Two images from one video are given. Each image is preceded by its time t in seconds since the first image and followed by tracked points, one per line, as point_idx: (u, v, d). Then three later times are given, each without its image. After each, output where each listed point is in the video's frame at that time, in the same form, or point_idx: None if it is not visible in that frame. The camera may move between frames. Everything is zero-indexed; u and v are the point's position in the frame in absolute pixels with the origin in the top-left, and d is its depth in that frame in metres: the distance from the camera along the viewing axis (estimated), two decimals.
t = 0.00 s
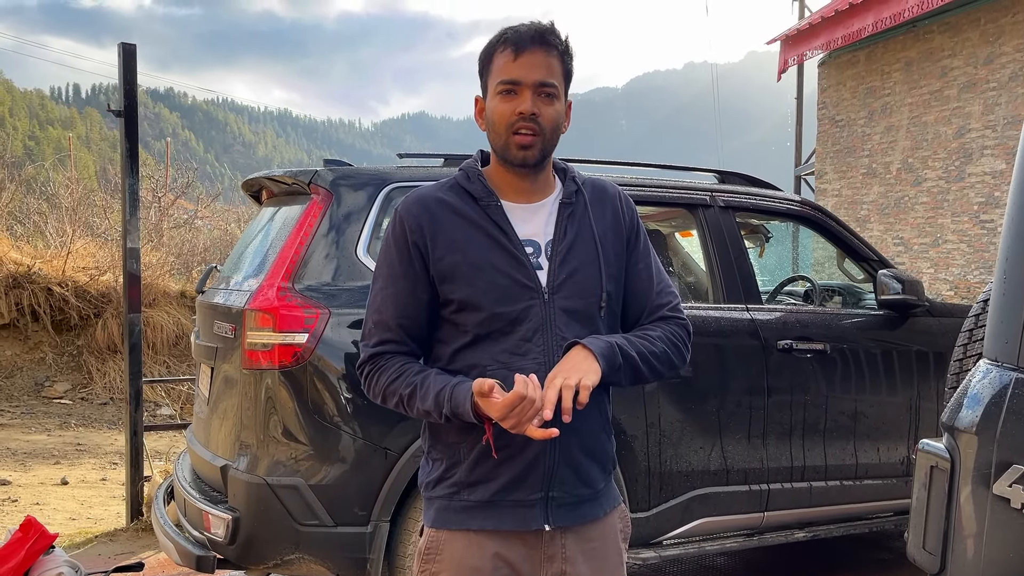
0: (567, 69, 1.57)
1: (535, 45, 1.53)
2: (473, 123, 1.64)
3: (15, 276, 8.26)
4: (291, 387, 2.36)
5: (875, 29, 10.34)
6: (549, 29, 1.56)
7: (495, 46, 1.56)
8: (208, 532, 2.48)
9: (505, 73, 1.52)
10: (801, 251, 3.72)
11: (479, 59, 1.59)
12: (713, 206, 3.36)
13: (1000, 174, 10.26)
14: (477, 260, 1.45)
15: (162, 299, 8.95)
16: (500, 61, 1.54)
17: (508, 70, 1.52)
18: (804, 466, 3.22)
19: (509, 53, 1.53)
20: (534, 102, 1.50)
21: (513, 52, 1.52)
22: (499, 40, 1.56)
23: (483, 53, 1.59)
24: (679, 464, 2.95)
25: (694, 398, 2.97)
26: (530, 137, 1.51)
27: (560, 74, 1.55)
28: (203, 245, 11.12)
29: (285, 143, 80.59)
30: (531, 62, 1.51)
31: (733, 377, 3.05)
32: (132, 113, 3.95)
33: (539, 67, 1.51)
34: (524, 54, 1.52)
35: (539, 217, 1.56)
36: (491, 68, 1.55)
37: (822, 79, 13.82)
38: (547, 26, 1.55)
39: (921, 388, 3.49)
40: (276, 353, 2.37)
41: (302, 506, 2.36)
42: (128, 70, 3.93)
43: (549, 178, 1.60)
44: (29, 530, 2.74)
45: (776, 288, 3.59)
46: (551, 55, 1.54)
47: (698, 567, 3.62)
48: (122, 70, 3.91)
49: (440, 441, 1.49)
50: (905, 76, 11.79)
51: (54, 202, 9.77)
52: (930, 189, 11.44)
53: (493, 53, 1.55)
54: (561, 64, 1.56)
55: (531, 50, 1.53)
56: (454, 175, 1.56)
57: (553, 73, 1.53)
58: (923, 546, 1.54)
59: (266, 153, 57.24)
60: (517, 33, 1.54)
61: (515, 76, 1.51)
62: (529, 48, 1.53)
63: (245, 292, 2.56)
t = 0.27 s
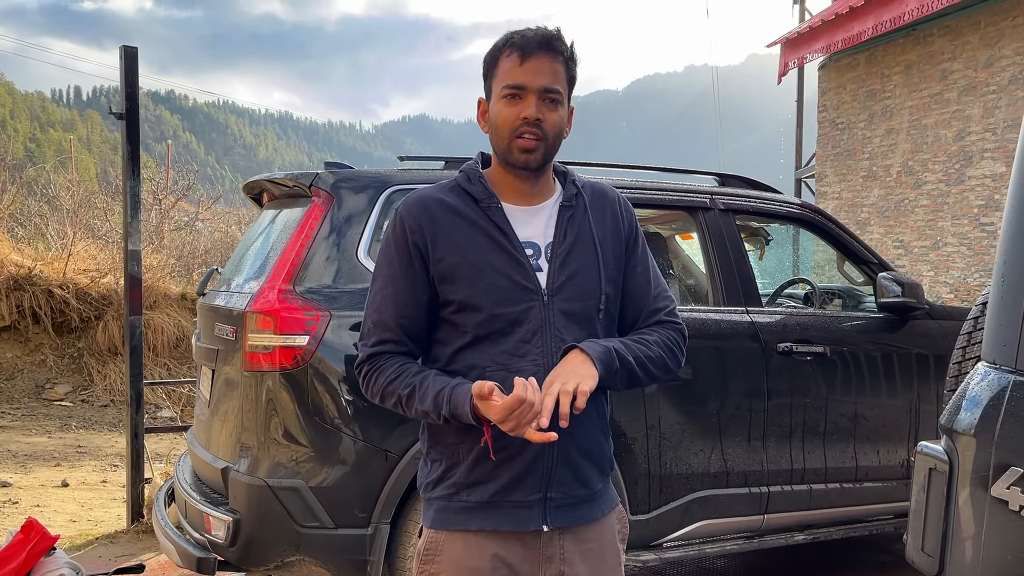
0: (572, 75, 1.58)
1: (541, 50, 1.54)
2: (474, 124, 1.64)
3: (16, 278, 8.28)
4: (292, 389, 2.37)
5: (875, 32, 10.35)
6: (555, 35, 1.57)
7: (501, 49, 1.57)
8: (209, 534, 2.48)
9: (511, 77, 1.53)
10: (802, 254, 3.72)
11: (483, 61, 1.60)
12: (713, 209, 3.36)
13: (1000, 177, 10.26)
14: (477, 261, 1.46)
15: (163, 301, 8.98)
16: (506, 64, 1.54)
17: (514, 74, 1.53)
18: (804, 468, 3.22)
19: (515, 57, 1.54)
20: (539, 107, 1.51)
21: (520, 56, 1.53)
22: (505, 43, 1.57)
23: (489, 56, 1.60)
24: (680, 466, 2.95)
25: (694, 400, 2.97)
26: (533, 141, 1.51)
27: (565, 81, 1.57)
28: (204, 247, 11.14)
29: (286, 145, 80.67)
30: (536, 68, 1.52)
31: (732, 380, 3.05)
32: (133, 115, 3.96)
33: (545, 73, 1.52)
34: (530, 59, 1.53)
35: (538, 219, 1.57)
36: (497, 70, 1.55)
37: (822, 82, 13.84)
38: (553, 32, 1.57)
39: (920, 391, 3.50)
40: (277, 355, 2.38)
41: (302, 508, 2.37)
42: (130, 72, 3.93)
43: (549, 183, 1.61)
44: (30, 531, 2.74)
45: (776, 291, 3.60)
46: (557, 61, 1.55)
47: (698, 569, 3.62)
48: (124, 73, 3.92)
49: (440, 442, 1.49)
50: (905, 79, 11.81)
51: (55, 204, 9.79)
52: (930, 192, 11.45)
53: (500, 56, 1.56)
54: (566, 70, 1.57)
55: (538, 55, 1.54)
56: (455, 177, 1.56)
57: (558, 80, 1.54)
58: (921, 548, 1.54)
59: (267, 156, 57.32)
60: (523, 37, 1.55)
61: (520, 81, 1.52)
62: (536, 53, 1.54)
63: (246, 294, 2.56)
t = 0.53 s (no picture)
0: (576, 79, 1.59)
1: (546, 53, 1.55)
2: (477, 126, 1.65)
3: (16, 280, 8.29)
4: (291, 390, 2.37)
5: (874, 36, 10.37)
6: (561, 39, 1.58)
7: (507, 51, 1.57)
8: (208, 535, 2.49)
9: (516, 79, 1.53)
10: (802, 256, 3.73)
11: (488, 63, 1.60)
12: (712, 212, 3.37)
13: (999, 180, 10.28)
14: (477, 265, 1.46)
15: (164, 303, 8.99)
16: (512, 66, 1.55)
17: (520, 76, 1.53)
18: (803, 471, 3.23)
19: (521, 59, 1.54)
20: (543, 110, 1.52)
21: (526, 59, 1.54)
22: (511, 45, 1.57)
23: (495, 56, 1.60)
24: (678, 468, 2.96)
25: (693, 402, 2.98)
26: (537, 144, 1.52)
27: (569, 85, 1.58)
28: (204, 249, 11.14)
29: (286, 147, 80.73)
30: (542, 70, 1.53)
31: (732, 382, 3.05)
32: (134, 118, 3.96)
33: (551, 76, 1.53)
34: (536, 61, 1.53)
35: (538, 223, 1.58)
36: (502, 72, 1.56)
37: (822, 85, 13.86)
38: (560, 35, 1.57)
39: (919, 393, 3.50)
40: (277, 358, 2.38)
41: (301, 510, 2.37)
42: (130, 75, 3.94)
43: (549, 187, 1.62)
44: (29, 533, 2.74)
45: (775, 293, 3.61)
46: (563, 64, 1.55)
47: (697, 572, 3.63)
48: (124, 76, 3.93)
49: (438, 444, 1.50)
50: (904, 82, 11.83)
51: (56, 206, 9.79)
52: (929, 195, 11.46)
53: (506, 57, 1.56)
54: (571, 73, 1.58)
55: (544, 57, 1.54)
56: (456, 180, 1.57)
57: (563, 83, 1.55)
58: (919, 549, 1.54)
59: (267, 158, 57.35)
60: (530, 40, 1.56)
61: (526, 83, 1.52)
62: (541, 56, 1.54)
63: (246, 296, 2.57)
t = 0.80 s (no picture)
0: (575, 79, 1.61)
1: (548, 52, 1.56)
2: (476, 125, 1.66)
3: (14, 282, 8.29)
4: (289, 391, 2.38)
5: (872, 39, 10.39)
6: (562, 39, 1.60)
7: (508, 49, 1.59)
8: (206, 537, 2.49)
9: (517, 75, 1.54)
10: (799, 259, 3.74)
11: (490, 61, 1.61)
12: (710, 214, 3.38)
13: (996, 183, 10.29)
14: (473, 266, 1.47)
15: (162, 305, 8.99)
16: (513, 63, 1.56)
17: (520, 72, 1.54)
18: (800, 473, 3.23)
19: (523, 57, 1.56)
20: (544, 106, 1.53)
21: (527, 57, 1.55)
22: (513, 44, 1.59)
23: (496, 55, 1.62)
24: (676, 470, 2.96)
25: (691, 404, 2.98)
26: (537, 140, 1.53)
27: (569, 84, 1.59)
28: (202, 251, 11.14)
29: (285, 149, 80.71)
30: (544, 67, 1.54)
31: (729, 384, 3.06)
32: (133, 119, 3.97)
33: (551, 74, 1.54)
34: (537, 59, 1.55)
35: (534, 224, 1.58)
36: (503, 69, 1.57)
37: (820, 88, 13.88)
38: (561, 35, 1.59)
39: (916, 396, 3.51)
40: (275, 359, 2.39)
41: (299, 511, 2.37)
42: (129, 77, 3.94)
43: (546, 186, 1.62)
44: (27, 534, 2.74)
45: (773, 295, 3.62)
46: (563, 63, 1.57)
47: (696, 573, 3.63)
48: (123, 78, 3.93)
49: (434, 444, 1.50)
50: (902, 85, 11.85)
51: (54, 208, 9.79)
52: (926, 198, 11.48)
53: (507, 55, 1.58)
54: (571, 73, 1.59)
55: (545, 55, 1.56)
56: (454, 180, 1.58)
57: (563, 81, 1.56)
58: (915, 550, 1.55)
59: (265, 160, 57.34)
60: (531, 39, 1.58)
61: (528, 79, 1.53)
62: (543, 53, 1.56)
63: (245, 298, 2.58)
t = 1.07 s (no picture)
0: (571, 85, 1.61)
1: (545, 59, 1.56)
2: (471, 129, 1.65)
3: (10, 283, 8.27)
4: (285, 392, 2.37)
5: (868, 42, 10.42)
6: (559, 46, 1.59)
7: (505, 55, 1.58)
8: (201, 538, 2.48)
9: (515, 84, 1.53)
10: (796, 261, 3.74)
11: (485, 66, 1.60)
12: (706, 216, 3.38)
13: (992, 186, 10.32)
14: (469, 268, 1.47)
15: (159, 306, 8.98)
16: (510, 70, 1.55)
17: (518, 81, 1.53)
18: (796, 475, 3.23)
19: (520, 65, 1.55)
20: (543, 115, 1.53)
21: (525, 64, 1.54)
22: (510, 50, 1.58)
23: (491, 60, 1.60)
24: (672, 472, 2.96)
25: (687, 406, 2.99)
26: (535, 149, 1.53)
27: (565, 91, 1.59)
28: (199, 252, 11.13)
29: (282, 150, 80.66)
30: (542, 75, 1.54)
31: (725, 386, 3.07)
32: (130, 120, 3.96)
33: (549, 82, 1.54)
34: (535, 67, 1.54)
35: (530, 226, 1.59)
36: (500, 76, 1.56)
37: (816, 91, 13.92)
38: (557, 42, 1.58)
39: (913, 398, 3.51)
40: (271, 360, 2.39)
41: (295, 513, 2.37)
42: (126, 77, 3.94)
43: (541, 191, 1.63)
44: (22, 536, 2.73)
45: (770, 298, 3.62)
46: (559, 70, 1.57)
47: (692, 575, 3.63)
48: (120, 79, 3.92)
49: (430, 446, 1.50)
50: (899, 88, 11.88)
51: (50, 209, 9.77)
52: (923, 200, 11.50)
53: (503, 62, 1.57)
54: (567, 80, 1.59)
55: (542, 63, 1.55)
56: (449, 184, 1.58)
57: (560, 89, 1.56)
58: (911, 553, 1.55)
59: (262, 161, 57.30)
60: (527, 45, 1.56)
61: (526, 87, 1.53)
62: (540, 61, 1.55)
63: (241, 299, 2.57)
